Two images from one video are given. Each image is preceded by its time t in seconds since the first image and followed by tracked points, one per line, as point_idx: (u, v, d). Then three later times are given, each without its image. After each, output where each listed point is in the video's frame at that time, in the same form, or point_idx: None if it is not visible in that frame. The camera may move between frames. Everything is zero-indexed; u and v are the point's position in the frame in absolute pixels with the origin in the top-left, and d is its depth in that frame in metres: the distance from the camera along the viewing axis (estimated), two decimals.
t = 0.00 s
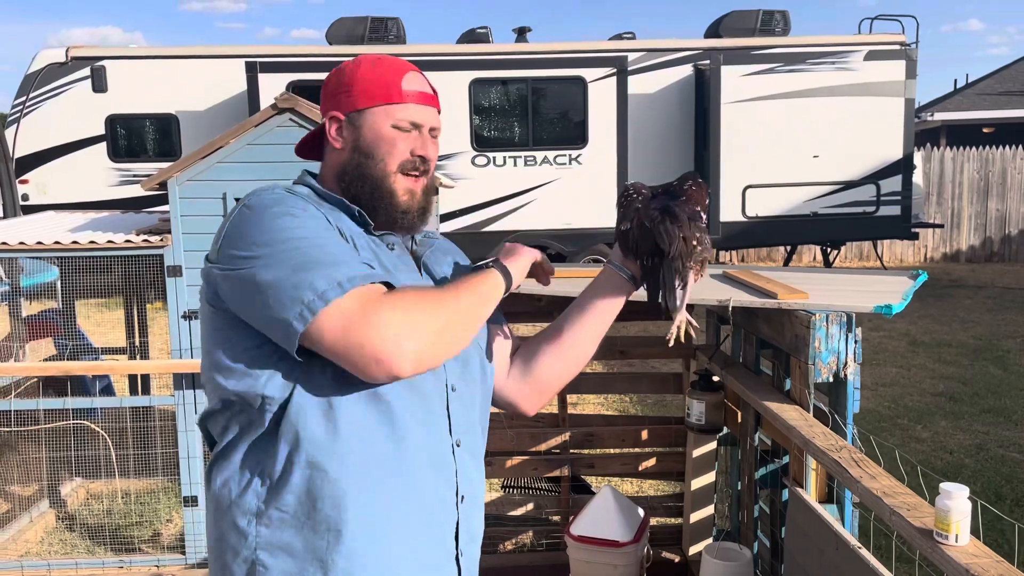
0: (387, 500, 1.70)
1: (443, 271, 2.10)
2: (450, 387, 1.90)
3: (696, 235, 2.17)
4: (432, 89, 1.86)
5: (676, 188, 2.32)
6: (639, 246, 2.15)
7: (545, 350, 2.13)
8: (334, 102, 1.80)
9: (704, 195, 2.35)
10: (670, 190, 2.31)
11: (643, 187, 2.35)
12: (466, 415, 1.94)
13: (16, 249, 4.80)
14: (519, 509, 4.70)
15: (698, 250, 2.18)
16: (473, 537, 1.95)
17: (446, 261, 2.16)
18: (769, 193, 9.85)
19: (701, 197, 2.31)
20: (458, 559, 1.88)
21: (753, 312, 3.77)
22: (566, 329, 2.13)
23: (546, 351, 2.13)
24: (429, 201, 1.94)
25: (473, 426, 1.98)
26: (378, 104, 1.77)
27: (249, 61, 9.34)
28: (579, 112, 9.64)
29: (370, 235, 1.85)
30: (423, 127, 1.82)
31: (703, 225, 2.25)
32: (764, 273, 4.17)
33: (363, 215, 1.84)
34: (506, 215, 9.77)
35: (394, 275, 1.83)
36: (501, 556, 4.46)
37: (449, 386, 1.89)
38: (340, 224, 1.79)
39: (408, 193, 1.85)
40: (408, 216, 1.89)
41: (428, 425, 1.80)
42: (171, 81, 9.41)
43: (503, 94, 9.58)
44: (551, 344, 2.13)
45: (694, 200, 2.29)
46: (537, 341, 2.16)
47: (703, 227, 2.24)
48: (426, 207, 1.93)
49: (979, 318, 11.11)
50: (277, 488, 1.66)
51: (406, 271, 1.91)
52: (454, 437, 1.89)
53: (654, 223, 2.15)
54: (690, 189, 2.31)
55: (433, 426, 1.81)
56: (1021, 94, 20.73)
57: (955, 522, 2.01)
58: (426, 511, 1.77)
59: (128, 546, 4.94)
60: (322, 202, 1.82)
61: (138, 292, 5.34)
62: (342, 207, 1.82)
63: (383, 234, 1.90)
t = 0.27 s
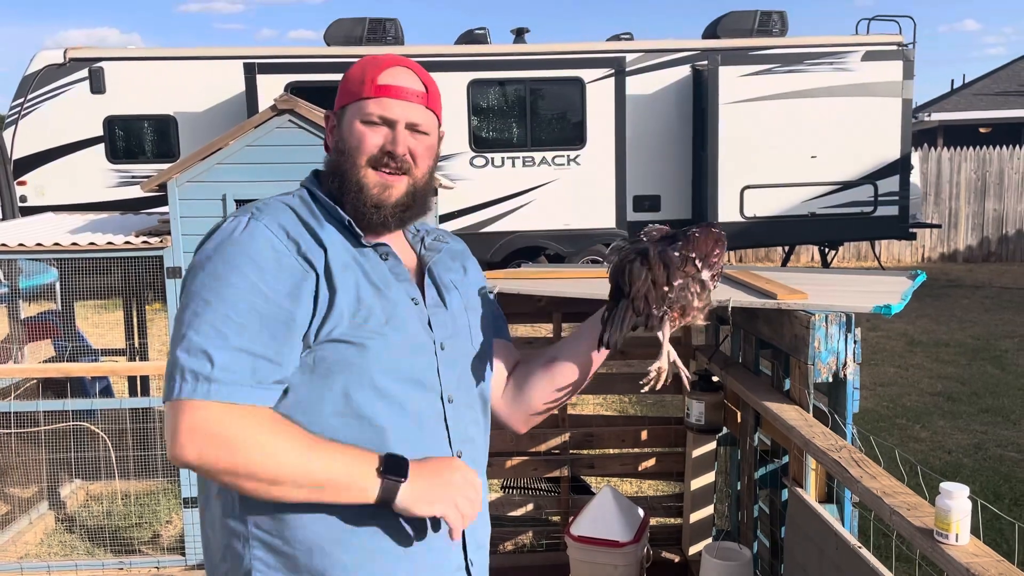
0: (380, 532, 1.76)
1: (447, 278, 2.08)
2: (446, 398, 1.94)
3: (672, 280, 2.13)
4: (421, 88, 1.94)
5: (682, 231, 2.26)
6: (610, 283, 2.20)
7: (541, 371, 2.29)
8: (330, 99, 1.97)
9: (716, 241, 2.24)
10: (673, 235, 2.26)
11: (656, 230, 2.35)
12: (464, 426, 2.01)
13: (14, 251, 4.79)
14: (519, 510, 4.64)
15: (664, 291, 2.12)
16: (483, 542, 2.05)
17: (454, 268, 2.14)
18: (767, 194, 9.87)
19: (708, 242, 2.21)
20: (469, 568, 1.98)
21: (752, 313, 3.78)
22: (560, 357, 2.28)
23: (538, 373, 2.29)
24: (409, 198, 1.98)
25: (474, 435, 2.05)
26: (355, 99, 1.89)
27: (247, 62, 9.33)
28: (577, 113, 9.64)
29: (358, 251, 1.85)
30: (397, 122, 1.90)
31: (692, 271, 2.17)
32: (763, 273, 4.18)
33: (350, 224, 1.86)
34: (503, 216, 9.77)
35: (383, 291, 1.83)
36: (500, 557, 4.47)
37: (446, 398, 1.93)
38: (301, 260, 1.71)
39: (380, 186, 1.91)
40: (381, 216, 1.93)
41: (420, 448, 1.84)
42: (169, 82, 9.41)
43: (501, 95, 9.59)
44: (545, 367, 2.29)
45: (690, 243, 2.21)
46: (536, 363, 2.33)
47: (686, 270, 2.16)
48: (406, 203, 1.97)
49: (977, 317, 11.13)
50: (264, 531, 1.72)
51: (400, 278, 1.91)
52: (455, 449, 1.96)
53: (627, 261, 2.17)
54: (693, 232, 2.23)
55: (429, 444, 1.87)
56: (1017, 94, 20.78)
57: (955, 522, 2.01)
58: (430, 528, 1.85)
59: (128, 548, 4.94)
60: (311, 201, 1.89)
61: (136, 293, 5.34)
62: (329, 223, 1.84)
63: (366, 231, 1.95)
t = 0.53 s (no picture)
0: (354, 545, 1.74)
1: (446, 283, 2.04)
2: (436, 410, 1.89)
3: (654, 317, 1.97)
4: (413, 88, 1.88)
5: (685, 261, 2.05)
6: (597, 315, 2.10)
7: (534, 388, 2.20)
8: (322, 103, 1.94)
9: (716, 274, 2.00)
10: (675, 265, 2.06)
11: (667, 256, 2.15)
12: (455, 440, 1.95)
13: (11, 253, 4.79)
14: (517, 511, 4.66)
15: (643, 330, 1.97)
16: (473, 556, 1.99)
17: (455, 274, 2.11)
18: (763, 195, 9.88)
19: (705, 276, 1.99)
20: None
21: (750, 313, 3.78)
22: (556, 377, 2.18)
23: (532, 389, 2.20)
24: (401, 202, 1.91)
25: (466, 448, 1.99)
26: (343, 101, 1.85)
27: (244, 63, 9.32)
28: (574, 113, 9.65)
29: (344, 258, 1.80)
30: (384, 123, 1.84)
31: (682, 309, 1.97)
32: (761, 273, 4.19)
33: (340, 229, 1.82)
34: (500, 216, 9.76)
35: (368, 300, 1.79)
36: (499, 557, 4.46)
37: (435, 410, 1.88)
38: (275, 270, 1.67)
39: (369, 188, 1.85)
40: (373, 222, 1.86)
41: (403, 460, 1.80)
42: (165, 83, 9.40)
43: (499, 95, 9.60)
44: (539, 387, 2.19)
45: (683, 276, 1.99)
46: (532, 378, 2.23)
47: (675, 308, 1.97)
48: (397, 207, 1.90)
49: (974, 317, 11.15)
50: (244, 532, 1.74)
51: (390, 285, 1.86)
52: (444, 463, 1.90)
53: (612, 295, 2.06)
54: (692, 264, 2.01)
55: (415, 458, 1.83)
56: (1014, 94, 20.82)
57: (953, 520, 2.02)
58: (410, 542, 1.81)
59: (126, 549, 4.92)
60: (302, 205, 1.86)
61: (134, 295, 5.39)
62: (316, 227, 1.80)
63: (357, 236, 1.88)
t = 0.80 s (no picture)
0: (328, 558, 1.74)
1: (435, 290, 2.01)
2: (418, 422, 1.88)
3: (619, 325, 1.89)
4: (399, 89, 1.86)
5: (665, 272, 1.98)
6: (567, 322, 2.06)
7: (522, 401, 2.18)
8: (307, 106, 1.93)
9: (694, 286, 1.93)
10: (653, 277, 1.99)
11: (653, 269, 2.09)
12: (440, 454, 1.93)
13: (8, 255, 4.79)
14: (516, 511, 4.67)
15: (608, 336, 1.90)
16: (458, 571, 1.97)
17: (448, 280, 2.08)
18: (760, 194, 9.89)
19: (679, 287, 1.92)
20: None
21: (748, 312, 3.79)
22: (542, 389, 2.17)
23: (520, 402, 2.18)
24: (383, 207, 1.88)
25: (452, 462, 1.98)
26: (324, 103, 1.83)
27: (241, 64, 9.32)
28: (571, 113, 9.66)
29: (325, 266, 1.80)
30: (366, 126, 1.82)
31: (653, 317, 1.89)
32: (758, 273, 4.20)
33: (321, 236, 1.82)
34: (498, 216, 9.76)
35: (348, 311, 1.78)
36: (498, 557, 4.47)
37: (417, 422, 1.87)
38: (251, 278, 1.68)
39: (349, 193, 1.82)
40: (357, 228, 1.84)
41: (382, 474, 1.80)
42: (162, 84, 9.39)
43: (496, 96, 9.61)
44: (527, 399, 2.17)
45: (657, 286, 1.92)
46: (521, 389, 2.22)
47: (644, 316, 1.89)
48: (380, 212, 1.88)
49: (971, 316, 11.18)
50: (221, 541, 1.75)
51: (372, 294, 1.85)
52: (426, 478, 1.89)
53: (582, 301, 2.01)
54: (668, 275, 1.94)
55: (395, 472, 1.82)
56: (1010, 93, 20.88)
57: (951, 519, 2.02)
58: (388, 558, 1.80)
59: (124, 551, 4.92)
60: (287, 212, 1.86)
61: (133, 296, 5.37)
62: (298, 233, 1.81)
63: (339, 241, 1.86)
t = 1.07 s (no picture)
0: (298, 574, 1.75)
1: (412, 294, 2.01)
2: (393, 432, 1.88)
3: (586, 334, 1.87)
4: (374, 82, 1.86)
5: (638, 278, 1.96)
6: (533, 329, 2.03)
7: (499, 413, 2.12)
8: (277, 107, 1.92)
9: (667, 293, 1.91)
10: (626, 283, 1.97)
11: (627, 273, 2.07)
12: (418, 464, 1.94)
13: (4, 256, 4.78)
14: (514, 511, 4.79)
15: (573, 346, 1.88)
16: None
17: (427, 284, 2.07)
18: (757, 193, 9.90)
19: (651, 294, 1.90)
20: None
21: (745, 311, 3.79)
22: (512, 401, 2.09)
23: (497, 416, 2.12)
24: (362, 207, 1.88)
25: (430, 473, 1.98)
26: (297, 100, 1.82)
27: (238, 64, 9.31)
28: (568, 113, 9.66)
29: (297, 274, 1.80)
30: (342, 122, 1.82)
31: (622, 326, 1.87)
32: (756, 272, 4.20)
33: (292, 241, 1.82)
34: (495, 216, 9.76)
35: (318, 319, 1.78)
36: (496, 557, 4.47)
37: (392, 433, 1.87)
38: (216, 286, 1.67)
39: (327, 192, 1.82)
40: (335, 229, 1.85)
41: (355, 487, 1.80)
42: (159, 84, 9.38)
43: (493, 95, 9.60)
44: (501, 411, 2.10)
45: (628, 294, 1.90)
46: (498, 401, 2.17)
47: (613, 326, 1.87)
48: (358, 213, 1.88)
49: (969, 314, 11.18)
50: (194, 554, 1.75)
51: (345, 299, 1.84)
52: (401, 490, 1.89)
53: (549, 309, 1.99)
54: (640, 281, 1.92)
55: (368, 484, 1.82)
56: (1007, 92, 20.90)
57: (949, 517, 2.02)
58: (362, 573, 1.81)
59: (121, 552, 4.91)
60: (256, 216, 1.86)
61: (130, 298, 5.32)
62: (266, 236, 1.81)
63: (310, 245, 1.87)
